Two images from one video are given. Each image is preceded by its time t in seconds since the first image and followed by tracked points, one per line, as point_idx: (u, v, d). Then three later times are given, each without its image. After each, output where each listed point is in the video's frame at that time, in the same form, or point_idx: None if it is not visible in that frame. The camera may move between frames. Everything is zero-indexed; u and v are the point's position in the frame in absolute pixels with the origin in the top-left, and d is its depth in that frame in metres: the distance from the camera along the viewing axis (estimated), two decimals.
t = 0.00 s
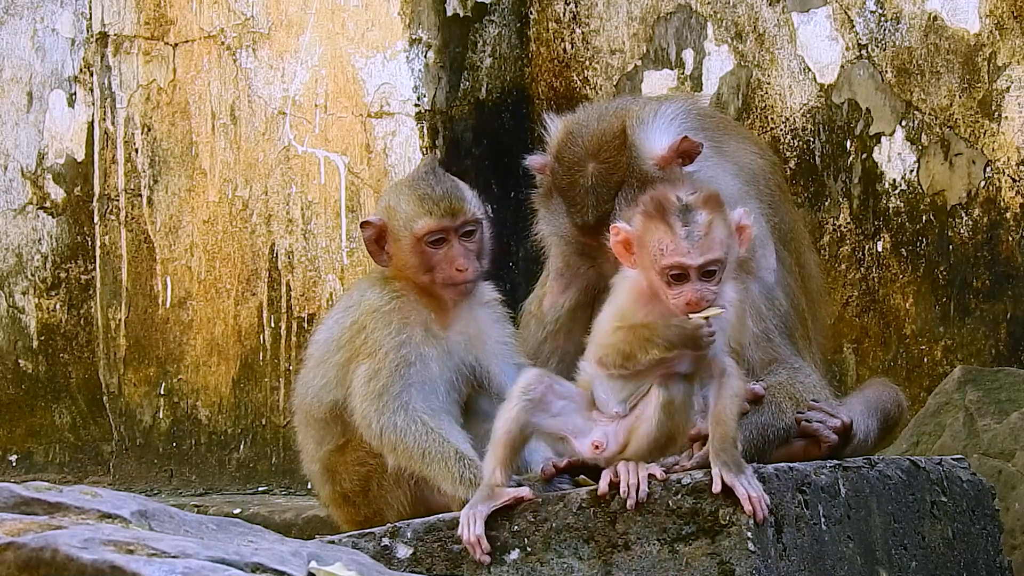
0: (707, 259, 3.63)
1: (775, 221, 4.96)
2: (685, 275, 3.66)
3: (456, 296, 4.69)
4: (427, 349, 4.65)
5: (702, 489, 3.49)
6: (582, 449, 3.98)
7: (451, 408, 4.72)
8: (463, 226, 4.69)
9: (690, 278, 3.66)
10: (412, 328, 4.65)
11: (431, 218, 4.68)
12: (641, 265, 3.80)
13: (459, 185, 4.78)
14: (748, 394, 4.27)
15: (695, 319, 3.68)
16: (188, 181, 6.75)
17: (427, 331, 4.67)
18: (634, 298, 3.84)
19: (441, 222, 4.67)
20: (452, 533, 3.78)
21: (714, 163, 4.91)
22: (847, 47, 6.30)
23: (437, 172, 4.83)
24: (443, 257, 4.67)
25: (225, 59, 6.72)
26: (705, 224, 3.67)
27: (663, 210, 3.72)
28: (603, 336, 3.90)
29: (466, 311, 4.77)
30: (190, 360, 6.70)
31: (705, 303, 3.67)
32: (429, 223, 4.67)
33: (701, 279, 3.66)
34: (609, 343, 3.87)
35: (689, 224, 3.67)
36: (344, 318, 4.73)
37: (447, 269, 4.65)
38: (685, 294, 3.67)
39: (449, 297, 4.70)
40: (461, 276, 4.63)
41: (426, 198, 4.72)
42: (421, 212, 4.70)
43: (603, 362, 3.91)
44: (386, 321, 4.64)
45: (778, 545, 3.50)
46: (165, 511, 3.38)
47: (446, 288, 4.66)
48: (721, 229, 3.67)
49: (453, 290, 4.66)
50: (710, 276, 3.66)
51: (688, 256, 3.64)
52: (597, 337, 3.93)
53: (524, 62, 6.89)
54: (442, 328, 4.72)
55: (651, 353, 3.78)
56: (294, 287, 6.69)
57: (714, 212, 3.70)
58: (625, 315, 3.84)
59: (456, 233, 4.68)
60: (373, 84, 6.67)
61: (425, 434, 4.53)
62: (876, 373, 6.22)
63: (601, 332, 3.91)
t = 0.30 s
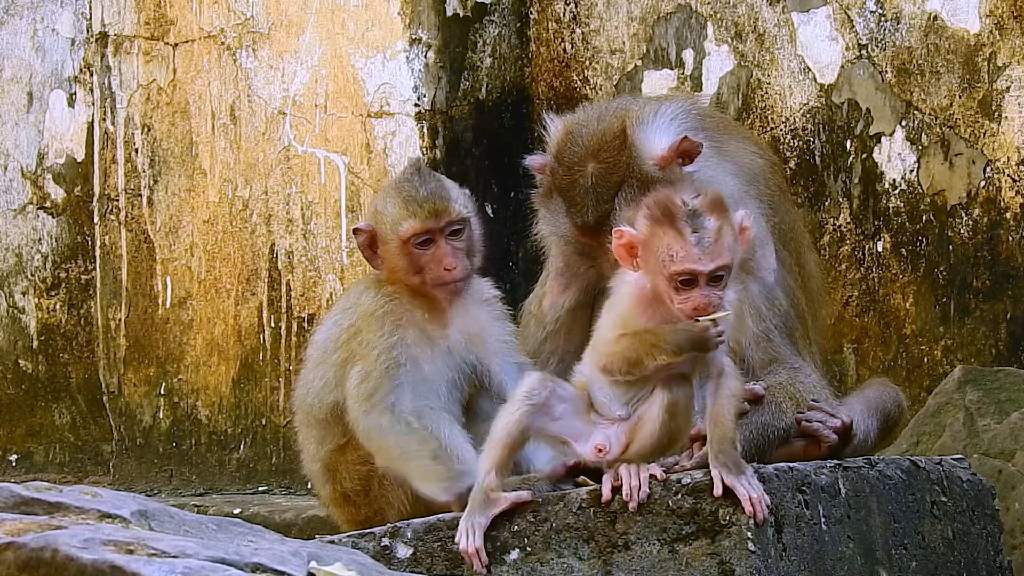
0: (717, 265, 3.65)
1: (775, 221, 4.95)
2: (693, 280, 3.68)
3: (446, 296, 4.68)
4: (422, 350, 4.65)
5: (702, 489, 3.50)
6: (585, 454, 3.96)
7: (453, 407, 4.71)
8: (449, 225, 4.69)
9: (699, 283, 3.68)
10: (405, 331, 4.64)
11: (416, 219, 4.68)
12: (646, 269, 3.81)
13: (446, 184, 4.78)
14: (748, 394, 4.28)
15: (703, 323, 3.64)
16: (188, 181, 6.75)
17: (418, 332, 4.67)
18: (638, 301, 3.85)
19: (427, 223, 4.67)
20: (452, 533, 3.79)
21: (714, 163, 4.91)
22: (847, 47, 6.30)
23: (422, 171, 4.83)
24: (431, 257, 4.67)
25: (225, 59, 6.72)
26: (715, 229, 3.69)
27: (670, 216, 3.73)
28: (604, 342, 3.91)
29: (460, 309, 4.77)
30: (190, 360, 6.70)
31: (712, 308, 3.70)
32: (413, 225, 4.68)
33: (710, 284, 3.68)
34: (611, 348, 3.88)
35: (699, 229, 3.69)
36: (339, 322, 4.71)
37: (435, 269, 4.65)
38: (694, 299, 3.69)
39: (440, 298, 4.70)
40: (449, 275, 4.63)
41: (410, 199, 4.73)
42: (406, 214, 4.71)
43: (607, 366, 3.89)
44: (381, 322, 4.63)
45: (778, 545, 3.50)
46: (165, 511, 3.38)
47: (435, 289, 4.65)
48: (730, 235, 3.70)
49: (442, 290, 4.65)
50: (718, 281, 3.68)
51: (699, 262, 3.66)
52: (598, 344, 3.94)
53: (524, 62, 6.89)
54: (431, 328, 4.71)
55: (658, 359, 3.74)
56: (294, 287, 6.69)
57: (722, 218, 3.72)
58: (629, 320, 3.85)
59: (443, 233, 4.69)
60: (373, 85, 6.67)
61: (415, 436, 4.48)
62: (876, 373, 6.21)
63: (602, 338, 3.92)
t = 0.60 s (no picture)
0: (721, 263, 3.68)
1: (775, 221, 4.95)
2: (697, 278, 3.72)
3: (429, 300, 4.63)
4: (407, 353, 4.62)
5: (702, 489, 3.49)
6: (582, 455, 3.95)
7: (445, 410, 4.75)
8: (437, 230, 4.65)
9: (701, 282, 3.71)
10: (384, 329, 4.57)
11: (407, 221, 4.64)
12: (646, 268, 3.83)
13: (441, 187, 4.77)
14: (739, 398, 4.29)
15: (705, 319, 3.69)
16: (188, 181, 6.75)
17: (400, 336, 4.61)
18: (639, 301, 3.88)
19: (417, 225, 4.62)
20: (452, 533, 3.81)
21: (713, 163, 4.90)
22: (847, 47, 6.30)
23: (416, 172, 4.79)
24: (418, 260, 4.62)
25: (225, 59, 6.73)
26: (717, 228, 3.72)
27: (672, 215, 3.75)
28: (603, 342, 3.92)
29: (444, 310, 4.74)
30: (190, 360, 6.70)
31: (714, 305, 3.74)
32: (403, 226, 4.63)
33: (712, 283, 3.72)
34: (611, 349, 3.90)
35: (702, 229, 3.71)
36: (328, 321, 4.68)
37: (420, 272, 4.60)
38: (696, 298, 3.72)
39: (423, 301, 4.64)
40: (434, 280, 4.58)
41: (403, 200, 4.68)
42: (398, 215, 4.66)
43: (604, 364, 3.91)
44: (363, 320, 4.57)
45: (778, 545, 3.49)
46: (165, 511, 3.39)
47: (419, 293, 4.60)
48: (731, 234, 3.73)
49: (427, 294, 4.60)
50: (720, 280, 3.72)
51: (702, 260, 3.69)
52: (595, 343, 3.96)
53: (524, 62, 6.89)
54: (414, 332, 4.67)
55: (660, 358, 3.75)
56: (294, 287, 6.69)
57: (723, 217, 3.75)
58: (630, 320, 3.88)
59: (432, 237, 4.64)
60: (373, 84, 6.67)
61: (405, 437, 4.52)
62: (876, 373, 6.21)
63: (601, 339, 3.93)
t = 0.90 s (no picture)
0: (718, 283, 3.44)
1: (775, 221, 4.96)
2: (692, 296, 3.48)
3: (417, 315, 4.53)
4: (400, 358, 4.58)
5: (702, 490, 3.50)
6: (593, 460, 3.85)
7: (444, 410, 4.73)
8: (429, 248, 4.54)
9: (695, 300, 3.48)
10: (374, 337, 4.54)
11: (398, 238, 4.52)
12: (644, 280, 3.60)
13: (436, 194, 4.67)
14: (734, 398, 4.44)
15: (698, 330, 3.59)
16: (188, 181, 6.75)
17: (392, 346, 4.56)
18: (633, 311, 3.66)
19: (408, 243, 4.51)
20: (452, 534, 3.81)
21: (714, 163, 4.90)
22: (847, 47, 6.30)
23: (412, 180, 4.65)
24: (408, 277, 4.52)
25: (225, 59, 6.72)
26: (720, 246, 3.48)
27: (675, 226, 3.51)
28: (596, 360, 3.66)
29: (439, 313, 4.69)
30: (190, 360, 6.70)
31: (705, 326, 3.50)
32: (394, 243, 4.52)
33: (707, 303, 3.48)
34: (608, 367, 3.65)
35: (704, 245, 3.47)
36: (328, 322, 4.72)
37: (409, 290, 4.50)
38: (688, 316, 3.48)
39: (412, 315, 4.56)
40: (422, 299, 4.48)
41: (396, 216, 4.55)
42: (390, 230, 4.55)
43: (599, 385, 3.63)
44: (355, 326, 4.54)
45: (778, 545, 3.50)
46: (165, 511, 3.39)
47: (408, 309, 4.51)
48: (734, 254, 3.50)
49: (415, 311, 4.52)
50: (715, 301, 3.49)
51: (700, 277, 3.44)
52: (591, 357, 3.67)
53: (524, 62, 6.89)
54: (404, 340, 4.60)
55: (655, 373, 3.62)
56: (294, 287, 6.69)
57: (727, 235, 3.51)
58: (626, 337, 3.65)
59: (423, 254, 4.54)
60: (373, 85, 6.67)
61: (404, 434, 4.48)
62: (876, 373, 6.21)
63: (598, 356, 3.66)
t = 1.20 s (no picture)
0: (749, 414, 3.19)
1: (775, 221, 4.96)
2: (723, 427, 3.19)
3: (414, 323, 4.57)
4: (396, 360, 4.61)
5: (701, 490, 3.45)
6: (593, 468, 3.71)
7: (441, 411, 4.74)
8: (425, 258, 4.57)
9: (727, 431, 3.19)
10: (369, 341, 4.56)
11: (395, 248, 4.55)
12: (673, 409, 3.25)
13: (431, 201, 4.69)
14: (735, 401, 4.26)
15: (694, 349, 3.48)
16: (188, 181, 6.75)
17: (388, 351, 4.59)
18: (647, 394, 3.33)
19: (404, 252, 4.54)
20: (452, 533, 3.82)
21: (714, 163, 4.89)
22: (847, 47, 6.30)
23: (407, 187, 4.69)
24: (404, 286, 4.55)
25: (225, 59, 6.72)
26: (750, 375, 3.23)
27: (704, 354, 3.25)
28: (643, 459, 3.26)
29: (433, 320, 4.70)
30: (190, 360, 6.70)
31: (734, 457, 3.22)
32: (391, 252, 4.55)
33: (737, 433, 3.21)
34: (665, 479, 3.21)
35: (736, 375, 3.21)
36: (323, 324, 4.75)
37: (405, 298, 4.53)
38: (718, 445, 3.19)
39: (408, 323, 4.59)
40: (419, 308, 4.51)
41: (393, 225, 4.58)
42: (386, 239, 4.57)
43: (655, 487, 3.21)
44: (351, 329, 4.56)
45: (778, 545, 3.50)
46: (164, 511, 3.39)
47: (404, 317, 4.54)
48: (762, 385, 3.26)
49: (411, 319, 4.54)
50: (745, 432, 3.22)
51: (733, 407, 3.18)
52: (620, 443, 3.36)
53: (524, 62, 6.89)
54: (397, 347, 4.62)
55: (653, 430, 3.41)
56: (294, 287, 6.69)
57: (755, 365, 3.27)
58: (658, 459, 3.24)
59: (420, 263, 4.57)
60: (373, 85, 6.67)
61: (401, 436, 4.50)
62: (876, 373, 6.21)
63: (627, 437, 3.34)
